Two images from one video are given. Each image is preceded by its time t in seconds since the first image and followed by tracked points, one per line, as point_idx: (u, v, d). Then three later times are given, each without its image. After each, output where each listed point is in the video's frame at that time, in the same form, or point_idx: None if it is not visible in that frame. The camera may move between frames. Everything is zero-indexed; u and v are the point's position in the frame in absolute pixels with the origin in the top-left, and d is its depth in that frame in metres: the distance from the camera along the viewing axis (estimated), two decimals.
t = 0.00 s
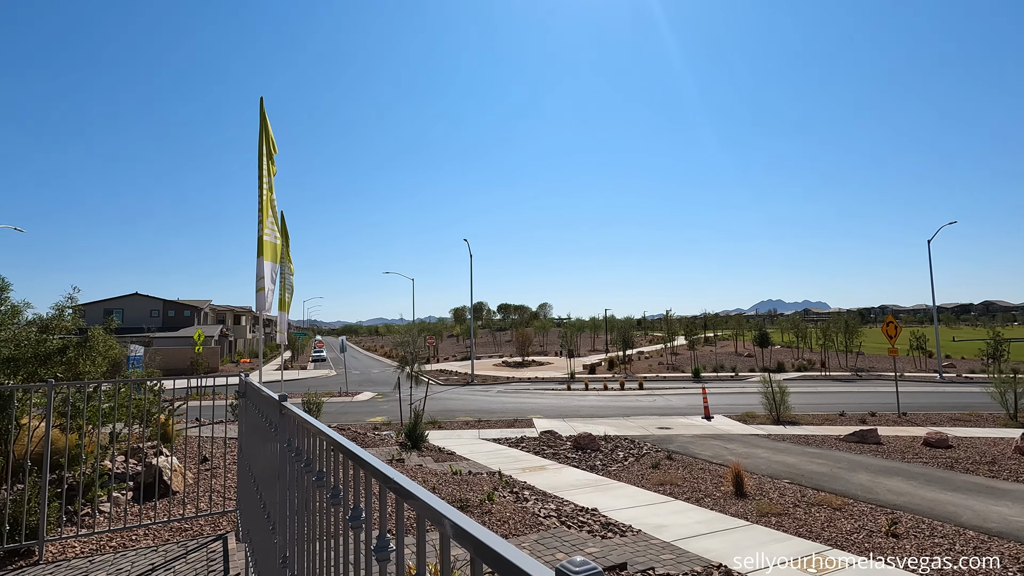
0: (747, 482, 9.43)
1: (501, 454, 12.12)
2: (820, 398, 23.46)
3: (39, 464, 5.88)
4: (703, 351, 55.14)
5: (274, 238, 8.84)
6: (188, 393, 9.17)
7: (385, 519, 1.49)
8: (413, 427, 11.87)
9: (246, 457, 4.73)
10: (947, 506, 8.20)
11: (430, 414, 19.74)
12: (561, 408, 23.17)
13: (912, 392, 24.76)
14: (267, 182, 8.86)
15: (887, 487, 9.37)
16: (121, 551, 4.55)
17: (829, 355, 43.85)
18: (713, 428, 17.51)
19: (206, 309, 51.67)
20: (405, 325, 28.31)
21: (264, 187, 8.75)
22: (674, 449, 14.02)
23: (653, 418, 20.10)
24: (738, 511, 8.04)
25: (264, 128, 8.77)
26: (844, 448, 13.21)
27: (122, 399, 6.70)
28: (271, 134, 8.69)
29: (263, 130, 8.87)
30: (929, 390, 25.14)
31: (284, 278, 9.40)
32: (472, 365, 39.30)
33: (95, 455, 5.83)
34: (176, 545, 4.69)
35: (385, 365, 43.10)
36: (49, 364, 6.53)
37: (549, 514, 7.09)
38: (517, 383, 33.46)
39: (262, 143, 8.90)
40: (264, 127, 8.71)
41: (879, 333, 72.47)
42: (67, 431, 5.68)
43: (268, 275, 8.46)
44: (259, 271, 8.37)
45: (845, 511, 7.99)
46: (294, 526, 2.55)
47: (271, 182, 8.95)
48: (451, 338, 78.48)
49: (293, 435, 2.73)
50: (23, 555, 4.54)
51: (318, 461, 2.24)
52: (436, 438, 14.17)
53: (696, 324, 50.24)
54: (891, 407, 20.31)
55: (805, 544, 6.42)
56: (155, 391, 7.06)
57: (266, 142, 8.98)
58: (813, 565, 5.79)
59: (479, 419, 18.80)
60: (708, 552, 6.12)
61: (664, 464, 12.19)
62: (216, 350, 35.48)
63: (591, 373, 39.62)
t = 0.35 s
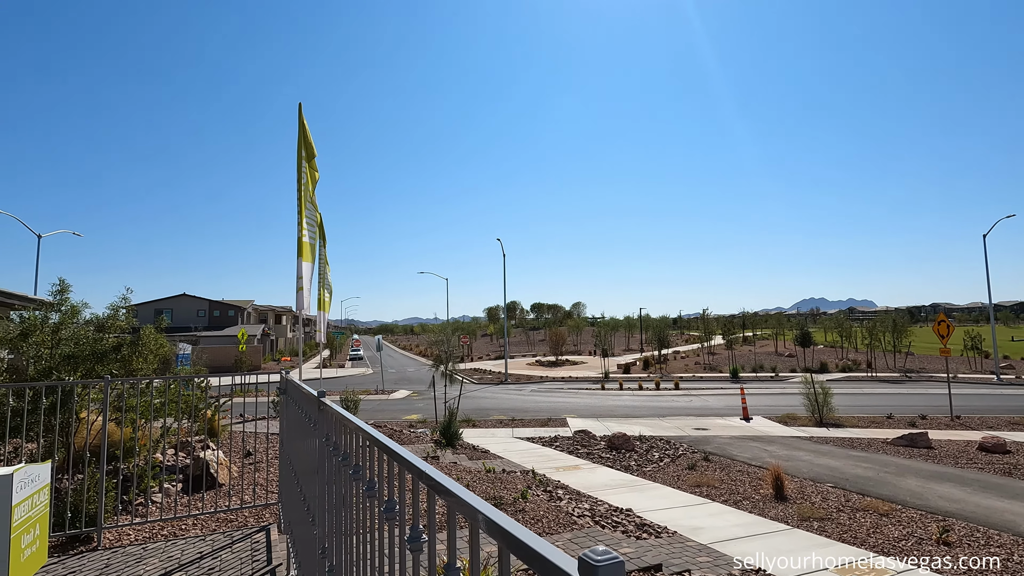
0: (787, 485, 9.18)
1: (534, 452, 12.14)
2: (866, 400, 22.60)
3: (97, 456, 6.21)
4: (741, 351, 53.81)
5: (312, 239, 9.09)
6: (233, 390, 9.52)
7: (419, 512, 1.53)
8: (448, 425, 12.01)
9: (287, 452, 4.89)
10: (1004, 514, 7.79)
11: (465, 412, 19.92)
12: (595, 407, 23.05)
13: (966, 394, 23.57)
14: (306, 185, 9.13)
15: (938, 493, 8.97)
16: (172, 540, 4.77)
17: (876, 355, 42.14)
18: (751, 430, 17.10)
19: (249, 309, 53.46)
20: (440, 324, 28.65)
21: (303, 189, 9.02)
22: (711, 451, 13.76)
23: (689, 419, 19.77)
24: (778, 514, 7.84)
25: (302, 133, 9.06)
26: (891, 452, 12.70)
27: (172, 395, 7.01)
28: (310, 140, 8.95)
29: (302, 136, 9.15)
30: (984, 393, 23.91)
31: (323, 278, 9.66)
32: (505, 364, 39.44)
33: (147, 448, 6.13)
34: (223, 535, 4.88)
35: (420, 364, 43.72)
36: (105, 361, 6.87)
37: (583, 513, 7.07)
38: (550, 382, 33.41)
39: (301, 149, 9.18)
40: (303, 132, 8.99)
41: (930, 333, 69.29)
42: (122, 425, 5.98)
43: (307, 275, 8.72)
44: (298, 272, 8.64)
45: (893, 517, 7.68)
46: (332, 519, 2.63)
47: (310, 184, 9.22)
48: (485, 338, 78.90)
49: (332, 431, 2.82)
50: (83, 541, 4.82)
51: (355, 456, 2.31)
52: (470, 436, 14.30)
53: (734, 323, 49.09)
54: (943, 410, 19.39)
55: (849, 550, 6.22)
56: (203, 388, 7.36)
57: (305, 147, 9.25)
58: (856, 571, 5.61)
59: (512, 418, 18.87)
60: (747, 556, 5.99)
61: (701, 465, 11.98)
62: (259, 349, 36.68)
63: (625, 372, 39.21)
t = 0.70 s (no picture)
0: (826, 489, 8.94)
1: (565, 452, 12.12)
2: (910, 402, 21.79)
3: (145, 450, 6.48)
4: (776, 351, 52.53)
5: (346, 240, 9.28)
6: (271, 387, 9.80)
7: (458, 510, 1.54)
8: (479, 424, 12.10)
9: (324, 448, 5.01)
10: None
11: (495, 411, 20.04)
12: (626, 408, 22.88)
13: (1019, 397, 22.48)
14: (339, 188, 9.34)
15: (988, 500, 8.59)
16: (215, 532, 4.95)
17: (920, 356, 40.55)
18: (788, 432, 16.69)
19: (285, 309, 54.85)
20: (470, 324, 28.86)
21: (337, 192, 9.23)
22: (746, 453, 13.49)
23: (723, 420, 19.41)
24: (817, 519, 7.64)
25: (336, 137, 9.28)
26: (937, 457, 12.21)
27: (215, 392, 7.26)
28: (343, 143, 9.14)
29: (335, 139, 9.35)
30: None
31: (356, 278, 9.86)
32: (535, 364, 39.46)
33: (192, 442, 6.37)
34: (263, 528, 5.03)
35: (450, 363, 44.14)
36: (152, 359, 7.17)
37: (614, 514, 7.03)
38: (580, 382, 33.26)
39: (335, 152, 9.38)
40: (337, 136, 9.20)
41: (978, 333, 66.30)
42: (168, 420, 6.23)
43: (341, 275, 8.90)
44: (332, 272, 8.84)
45: (939, 525, 7.40)
46: (371, 514, 2.68)
47: (343, 187, 9.42)
48: (513, 337, 79.04)
49: (369, 428, 2.87)
50: (133, 531, 5.04)
51: (393, 453, 2.35)
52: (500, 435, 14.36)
53: (768, 322, 47.95)
54: (993, 414, 18.54)
55: (893, 557, 6.01)
56: (243, 385, 7.60)
57: (339, 150, 9.45)
58: None
59: (542, 417, 18.88)
60: (784, 561, 5.86)
61: (736, 467, 11.76)
62: (294, 347, 37.62)
63: (656, 372, 38.74)
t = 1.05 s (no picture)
0: (868, 492, 8.65)
1: (596, 452, 12.04)
2: (957, 403, 20.91)
3: (189, 445, 6.70)
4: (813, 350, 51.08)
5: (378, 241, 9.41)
6: (306, 385, 10.01)
7: (501, 507, 1.55)
8: (509, 423, 12.12)
9: (360, 445, 5.10)
10: None
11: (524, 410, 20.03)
12: (656, 407, 22.59)
13: None
14: (371, 189, 9.48)
15: None
16: (256, 525, 5.10)
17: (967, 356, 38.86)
18: (826, 433, 16.22)
19: (317, 309, 55.98)
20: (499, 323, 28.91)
21: (369, 193, 9.38)
22: (782, 454, 13.17)
23: (757, 420, 18.98)
24: (858, 523, 7.40)
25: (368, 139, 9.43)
26: (986, 461, 11.69)
27: (254, 389, 7.46)
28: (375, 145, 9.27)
29: (367, 141, 9.50)
30: None
31: (388, 278, 10.00)
32: (564, 363, 39.32)
33: (232, 438, 6.56)
34: (301, 522, 5.15)
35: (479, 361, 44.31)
36: (194, 357, 7.41)
37: (647, 515, 6.96)
38: (610, 381, 33.00)
39: (367, 154, 9.54)
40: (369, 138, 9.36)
41: None
42: (210, 417, 6.44)
43: (373, 275, 9.04)
44: (365, 272, 8.99)
45: (991, 532, 7.08)
46: (408, 511, 2.71)
47: (375, 188, 9.56)
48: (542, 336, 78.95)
49: (406, 426, 2.91)
50: (179, 522, 5.23)
51: (432, 450, 2.38)
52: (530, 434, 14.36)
53: (804, 321, 46.66)
54: None
55: (940, 565, 5.78)
56: (281, 383, 7.78)
57: (371, 152, 9.60)
58: None
59: (572, 416, 18.80)
60: (825, 566, 5.70)
61: (772, 469, 11.49)
62: (327, 346, 38.36)
63: (687, 371, 38.16)
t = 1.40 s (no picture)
0: (911, 498, 8.34)
1: (626, 452, 11.93)
2: (1006, 405, 20.01)
3: (228, 441, 6.90)
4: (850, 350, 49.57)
5: (409, 241, 9.52)
6: (338, 384, 10.19)
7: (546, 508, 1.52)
8: (538, 422, 12.11)
9: (393, 443, 5.16)
10: None
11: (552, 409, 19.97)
12: (687, 408, 22.27)
13: None
14: (401, 190, 9.59)
15: None
16: (293, 520, 5.22)
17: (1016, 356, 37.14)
18: (865, 436, 15.72)
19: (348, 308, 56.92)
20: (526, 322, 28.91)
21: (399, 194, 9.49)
22: (819, 457, 12.82)
23: (792, 422, 18.52)
24: (901, 529, 7.15)
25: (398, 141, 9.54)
26: None
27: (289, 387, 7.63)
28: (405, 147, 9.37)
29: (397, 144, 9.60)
30: None
31: (418, 278, 10.10)
32: (592, 362, 39.08)
33: (269, 435, 6.73)
34: (336, 518, 5.24)
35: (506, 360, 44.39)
36: (232, 356, 7.62)
37: (680, 517, 6.86)
38: (639, 381, 32.67)
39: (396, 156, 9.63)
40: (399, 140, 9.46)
41: None
42: (248, 414, 6.61)
43: (404, 275, 9.14)
44: (396, 273, 9.10)
45: None
46: (446, 509, 2.71)
47: (405, 190, 9.67)
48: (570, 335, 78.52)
49: (443, 425, 2.91)
50: (219, 516, 5.38)
51: (470, 450, 2.36)
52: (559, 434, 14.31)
53: (841, 320, 45.30)
54: None
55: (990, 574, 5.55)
56: (315, 381, 7.93)
57: (400, 154, 9.70)
58: None
59: (601, 416, 18.67)
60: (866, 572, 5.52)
61: (808, 472, 11.18)
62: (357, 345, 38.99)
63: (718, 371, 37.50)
